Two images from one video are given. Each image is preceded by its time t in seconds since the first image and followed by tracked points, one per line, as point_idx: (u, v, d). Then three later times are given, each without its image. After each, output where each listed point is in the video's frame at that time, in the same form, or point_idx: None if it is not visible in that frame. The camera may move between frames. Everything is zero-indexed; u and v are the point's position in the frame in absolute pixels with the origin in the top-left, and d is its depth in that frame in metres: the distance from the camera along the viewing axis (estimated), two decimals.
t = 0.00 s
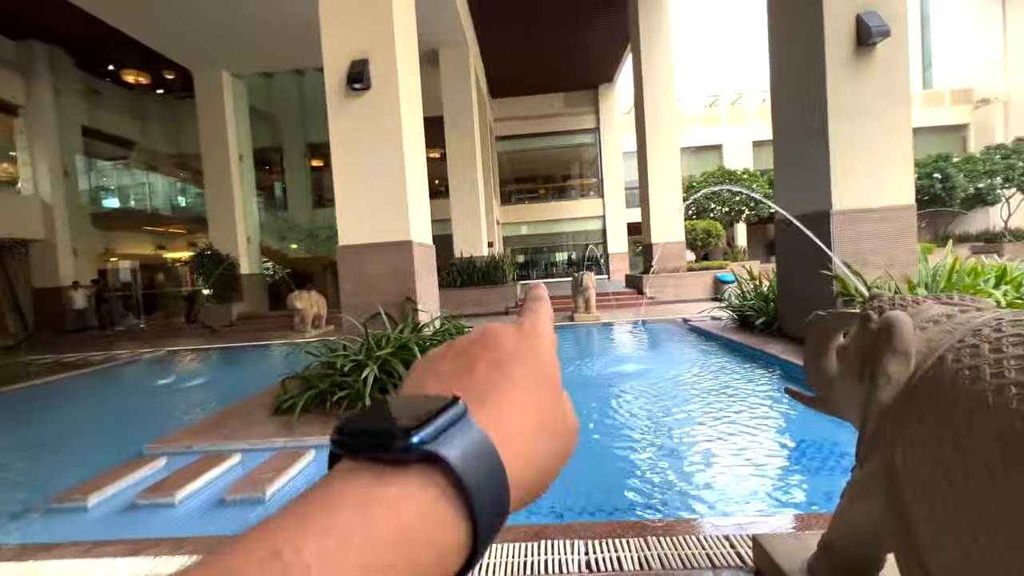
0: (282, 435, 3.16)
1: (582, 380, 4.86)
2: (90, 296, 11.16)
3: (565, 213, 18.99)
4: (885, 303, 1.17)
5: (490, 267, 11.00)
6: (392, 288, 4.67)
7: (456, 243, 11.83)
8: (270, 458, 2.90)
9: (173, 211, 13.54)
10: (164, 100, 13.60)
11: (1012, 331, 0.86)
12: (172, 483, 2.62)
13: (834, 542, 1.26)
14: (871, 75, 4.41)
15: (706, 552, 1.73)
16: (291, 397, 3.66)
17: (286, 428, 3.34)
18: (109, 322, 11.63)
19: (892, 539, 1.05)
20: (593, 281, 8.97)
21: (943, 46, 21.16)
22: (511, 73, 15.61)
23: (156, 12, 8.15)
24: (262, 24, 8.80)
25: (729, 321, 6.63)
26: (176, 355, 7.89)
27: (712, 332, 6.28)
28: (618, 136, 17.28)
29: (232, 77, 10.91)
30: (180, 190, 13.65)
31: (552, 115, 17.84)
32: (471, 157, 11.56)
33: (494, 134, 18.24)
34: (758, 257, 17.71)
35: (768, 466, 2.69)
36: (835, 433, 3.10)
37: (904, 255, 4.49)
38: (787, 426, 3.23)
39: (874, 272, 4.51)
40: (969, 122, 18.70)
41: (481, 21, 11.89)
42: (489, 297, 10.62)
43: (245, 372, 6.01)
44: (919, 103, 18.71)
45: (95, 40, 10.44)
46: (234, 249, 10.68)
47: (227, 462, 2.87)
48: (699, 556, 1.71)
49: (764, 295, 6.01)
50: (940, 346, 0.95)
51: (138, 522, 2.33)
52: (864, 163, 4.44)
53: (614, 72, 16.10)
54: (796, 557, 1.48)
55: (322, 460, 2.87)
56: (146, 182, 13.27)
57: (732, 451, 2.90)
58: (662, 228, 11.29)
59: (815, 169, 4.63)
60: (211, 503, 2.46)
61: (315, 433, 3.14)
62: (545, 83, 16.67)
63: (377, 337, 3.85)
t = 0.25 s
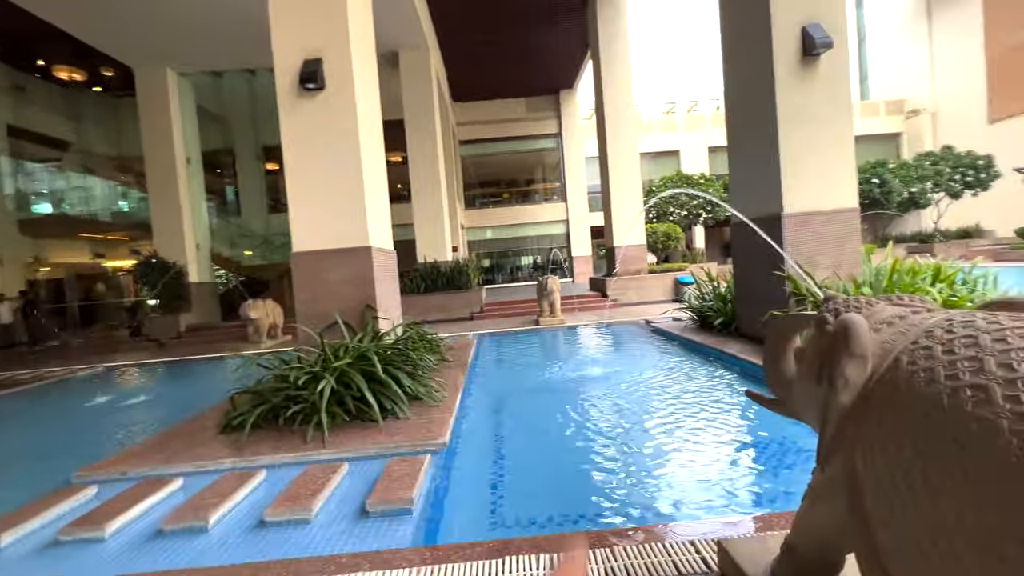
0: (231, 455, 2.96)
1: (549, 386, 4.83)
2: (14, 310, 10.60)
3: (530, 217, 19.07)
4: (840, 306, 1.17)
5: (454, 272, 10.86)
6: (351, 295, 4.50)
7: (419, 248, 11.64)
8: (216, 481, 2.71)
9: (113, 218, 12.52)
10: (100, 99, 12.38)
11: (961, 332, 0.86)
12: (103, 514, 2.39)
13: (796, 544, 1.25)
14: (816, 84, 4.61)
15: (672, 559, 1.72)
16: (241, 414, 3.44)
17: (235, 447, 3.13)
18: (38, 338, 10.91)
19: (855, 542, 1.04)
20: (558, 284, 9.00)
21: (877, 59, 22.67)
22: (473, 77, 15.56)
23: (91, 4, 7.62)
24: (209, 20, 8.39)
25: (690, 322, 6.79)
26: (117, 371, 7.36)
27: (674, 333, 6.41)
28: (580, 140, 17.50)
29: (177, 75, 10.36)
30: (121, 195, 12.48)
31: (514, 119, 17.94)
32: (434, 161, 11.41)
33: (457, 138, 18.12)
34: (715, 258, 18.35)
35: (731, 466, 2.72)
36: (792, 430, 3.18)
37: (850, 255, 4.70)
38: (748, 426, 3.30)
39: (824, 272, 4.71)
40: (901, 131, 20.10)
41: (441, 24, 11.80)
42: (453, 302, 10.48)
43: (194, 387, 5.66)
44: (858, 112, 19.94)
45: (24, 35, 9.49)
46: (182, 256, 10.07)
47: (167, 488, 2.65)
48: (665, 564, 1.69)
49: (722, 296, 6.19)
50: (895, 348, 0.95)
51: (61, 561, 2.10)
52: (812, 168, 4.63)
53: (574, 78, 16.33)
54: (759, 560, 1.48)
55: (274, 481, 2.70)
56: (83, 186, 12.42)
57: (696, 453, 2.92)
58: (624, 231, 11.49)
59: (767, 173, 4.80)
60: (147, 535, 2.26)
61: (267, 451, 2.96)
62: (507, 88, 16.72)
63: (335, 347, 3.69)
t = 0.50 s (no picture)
0: (176, 477, 2.74)
1: (518, 390, 4.76)
2: None
3: (497, 220, 19.00)
4: (813, 303, 1.15)
5: (421, 276, 10.65)
6: (310, 301, 4.29)
7: (384, 252, 11.37)
8: (158, 507, 2.49)
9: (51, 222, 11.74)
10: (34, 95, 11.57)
11: (939, 328, 0.84)
12: (23, 551, 2.15)
13: (771, 549, 1.21)
14: (773, 88, 4.75)
15: (646, 567, 1.66)
16: (189, 431, 3.20)
17: (181, 467, 2.90)
18: None
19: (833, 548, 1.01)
20: (526, 287, 8.95)
21: (824, 68, 23.88)
22: (437, 79, 15.38)
23: None
24: (153, 13, 7.92)
25: (656, 322, 6.87)
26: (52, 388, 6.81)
27: (641, 333, 6.46)
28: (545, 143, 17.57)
29: (120, 71, 9.73)
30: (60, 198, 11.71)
31: (479, 122, 17.87)
32: (398, 163, 11.16)
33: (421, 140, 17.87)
34: (678, 259, 18.81)
35: (700, 467, 2.73)
36: (758, 429, 3.23)
37: (807, 254, 4.85)
38: (716, 425, 3.33)
39: (783, 271, 4.83)
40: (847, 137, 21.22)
41: (403, 24, 11.59)
42: (419, 307, 10.26)
43: (140, 402, 5.28)
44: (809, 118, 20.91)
45: None
46: (127, 263, 9.39)
47: (100, 518, 2.42)
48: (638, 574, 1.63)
49: (687, 296, 6.29)
50: (872, 347, 0.92)
51: None
52: (770, 169, 4.76)
53: (539, 82, 16.40)
54: (734, 565, 1.44)
55: (223, 503, 2.51)
56: (13, 189, 11.39)
57: (666, 455, 2.91)
58: (590, 233, 11.58)
59: (728, 175, 4.90)
60: (75, 572, 2.04)
61: (216, 471, 2.76)
62: (472, 90, 16.63)
63: (292, 357, 3.49)
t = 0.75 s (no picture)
0: (119, 503, 2.52)
1: (490, 394, 4.68)
2: None
3: (465, 221, 18.86)
4: (793, 304, 1.12)
5: (388, 279, 10.40)
6: (269, 307, 4.07)
7: (348, 255, 11.05)
8: (95, 538, 2.28)
9: None
10: None
11: (928, 329, 0.82)
12: None
13: (754, 556, 1.18)
14: (737, 89, 4.83)
15: None
16: (133, 451, 2.96)
17: (124, 492, 2.67)
18: None
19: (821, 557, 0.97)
20: (496, 289, 8.86)
21: (778, 74, 24.88)
22: (402, 78, 15.09)
23: None
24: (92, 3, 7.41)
25: (626, 321, 6.91)
26: None
27: (611, 333, 6.49)
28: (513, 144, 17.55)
29: (58, 63, 9.02)
30: None
31: (445, 122, 17.73)
32: (363, 163, 10.83)
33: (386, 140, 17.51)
34: (645, 259, 19.17)
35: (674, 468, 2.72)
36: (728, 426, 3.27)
37: (769, 253, 4.96)
38: (687, 424, 3.34)
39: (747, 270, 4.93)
40: (800, 140, 22.15)
41: (366, 20, 11.32)
42: (387, 311, 10.01)
43: (80, 420, 4.89)
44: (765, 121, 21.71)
45: None
46: (69, 270, 8.65)
47: (28, 554, 2.19)
48: None
49: (655, 295, 6.35)
50: (858, 348, 0.88)
51: None
52: (733, 170, 4.85)
53: (506, 83, 16.38)
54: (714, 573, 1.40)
55: (170, 530, 2.32)
56: None
57: (640, 457, 2.90)
58: (558, 234, 11.61)
59: (693, 175, 4.97)
60: None
61: (164, 495, 2.55)
62: (438, 90, 16.43)
63: (249, 368, 3.29)
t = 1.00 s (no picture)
0: (68, 524, 2.35)
1: (467, 399, 4.62)
2: None
3: (442, 224, 18.70)
4: (775, 303, 1.10)
5: (362, 283, 10.19)
6: (235, 313, 3.90)
7: (321, 258, 10.77)
8: (39, 564, 2.11)
9: None
10: None
11: (913, 327, 0.80)
12: None
13: (738, 562, 1.15)
14: (710, 93, 4.90)
15: None
16: (85, 468, 2.77)
17: (73, 512, 2.49)
18: None
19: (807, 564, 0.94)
20: (473, 292, 8.77)
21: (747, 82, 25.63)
22: (376, 79, 14.88)
23: None
24: None
25: (603, 323, 6.93)
26: None
27: (589, 335, 6.49)
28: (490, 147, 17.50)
29: (7, 58, 8.52)
30: None
31: (419, 125, 17.61)
32: (336, 164, 10.59)
33: (360, 142, 17.22)
34: (621, 261, 19.38)
35: (654, 471, 2.72)
36: (704, 426, 3.30)
37: (742, 254, 5.04)
38: (664, 425, 3.37)
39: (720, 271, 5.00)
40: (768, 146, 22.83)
41: (338, 20, 11.12)
42: (362, 315, 9.81)
43: (28, 435, 4.58)
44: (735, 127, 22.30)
45: None
46: (20, 276, 8.10)
47: None
48: None
49: (632, 297, 6.39)
50: (845, 348, 0.86)
51: None
52: (706, 173, 4.92)
53: (481, 85, 16.34)
54: None
55: (123, 553, 2.16)
56: None
57: (619, 460, 2.89)
58: (535, 237, 11.61)
59: (668, 178, 5.02)
60: None
61: (117, 514, 2.38)
62: (413, 92, 16.28)
63: (213, 376, 3.14)
